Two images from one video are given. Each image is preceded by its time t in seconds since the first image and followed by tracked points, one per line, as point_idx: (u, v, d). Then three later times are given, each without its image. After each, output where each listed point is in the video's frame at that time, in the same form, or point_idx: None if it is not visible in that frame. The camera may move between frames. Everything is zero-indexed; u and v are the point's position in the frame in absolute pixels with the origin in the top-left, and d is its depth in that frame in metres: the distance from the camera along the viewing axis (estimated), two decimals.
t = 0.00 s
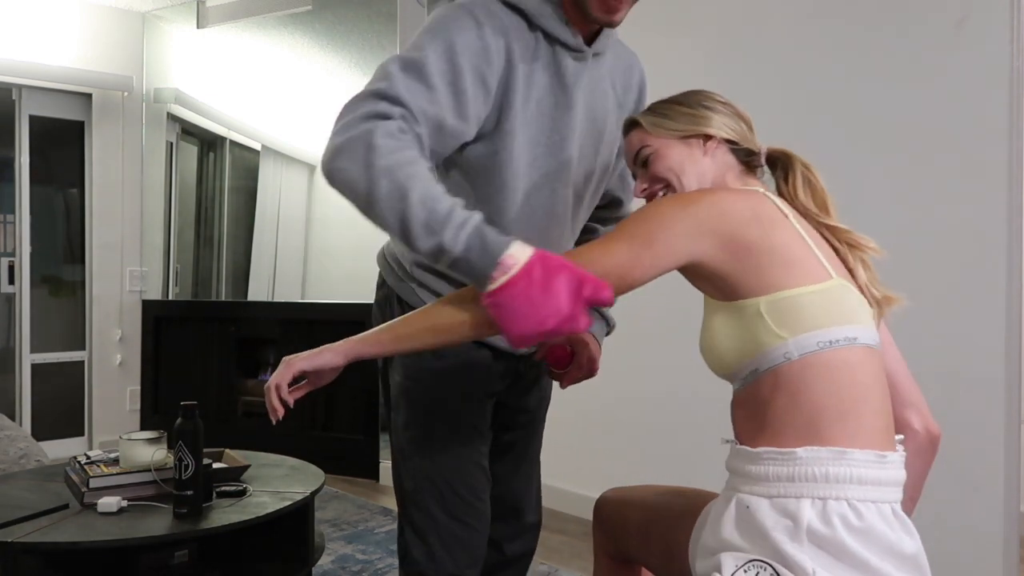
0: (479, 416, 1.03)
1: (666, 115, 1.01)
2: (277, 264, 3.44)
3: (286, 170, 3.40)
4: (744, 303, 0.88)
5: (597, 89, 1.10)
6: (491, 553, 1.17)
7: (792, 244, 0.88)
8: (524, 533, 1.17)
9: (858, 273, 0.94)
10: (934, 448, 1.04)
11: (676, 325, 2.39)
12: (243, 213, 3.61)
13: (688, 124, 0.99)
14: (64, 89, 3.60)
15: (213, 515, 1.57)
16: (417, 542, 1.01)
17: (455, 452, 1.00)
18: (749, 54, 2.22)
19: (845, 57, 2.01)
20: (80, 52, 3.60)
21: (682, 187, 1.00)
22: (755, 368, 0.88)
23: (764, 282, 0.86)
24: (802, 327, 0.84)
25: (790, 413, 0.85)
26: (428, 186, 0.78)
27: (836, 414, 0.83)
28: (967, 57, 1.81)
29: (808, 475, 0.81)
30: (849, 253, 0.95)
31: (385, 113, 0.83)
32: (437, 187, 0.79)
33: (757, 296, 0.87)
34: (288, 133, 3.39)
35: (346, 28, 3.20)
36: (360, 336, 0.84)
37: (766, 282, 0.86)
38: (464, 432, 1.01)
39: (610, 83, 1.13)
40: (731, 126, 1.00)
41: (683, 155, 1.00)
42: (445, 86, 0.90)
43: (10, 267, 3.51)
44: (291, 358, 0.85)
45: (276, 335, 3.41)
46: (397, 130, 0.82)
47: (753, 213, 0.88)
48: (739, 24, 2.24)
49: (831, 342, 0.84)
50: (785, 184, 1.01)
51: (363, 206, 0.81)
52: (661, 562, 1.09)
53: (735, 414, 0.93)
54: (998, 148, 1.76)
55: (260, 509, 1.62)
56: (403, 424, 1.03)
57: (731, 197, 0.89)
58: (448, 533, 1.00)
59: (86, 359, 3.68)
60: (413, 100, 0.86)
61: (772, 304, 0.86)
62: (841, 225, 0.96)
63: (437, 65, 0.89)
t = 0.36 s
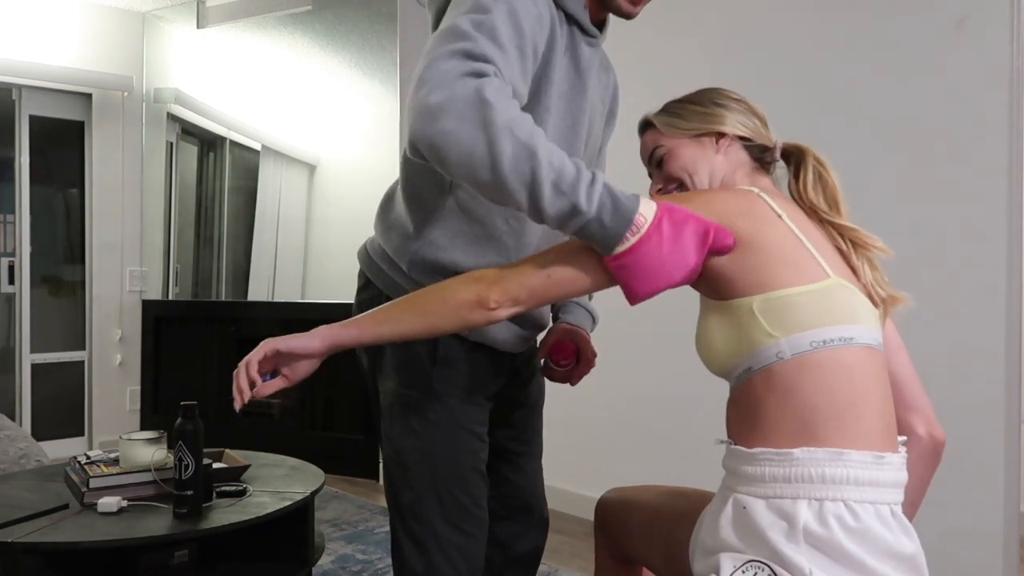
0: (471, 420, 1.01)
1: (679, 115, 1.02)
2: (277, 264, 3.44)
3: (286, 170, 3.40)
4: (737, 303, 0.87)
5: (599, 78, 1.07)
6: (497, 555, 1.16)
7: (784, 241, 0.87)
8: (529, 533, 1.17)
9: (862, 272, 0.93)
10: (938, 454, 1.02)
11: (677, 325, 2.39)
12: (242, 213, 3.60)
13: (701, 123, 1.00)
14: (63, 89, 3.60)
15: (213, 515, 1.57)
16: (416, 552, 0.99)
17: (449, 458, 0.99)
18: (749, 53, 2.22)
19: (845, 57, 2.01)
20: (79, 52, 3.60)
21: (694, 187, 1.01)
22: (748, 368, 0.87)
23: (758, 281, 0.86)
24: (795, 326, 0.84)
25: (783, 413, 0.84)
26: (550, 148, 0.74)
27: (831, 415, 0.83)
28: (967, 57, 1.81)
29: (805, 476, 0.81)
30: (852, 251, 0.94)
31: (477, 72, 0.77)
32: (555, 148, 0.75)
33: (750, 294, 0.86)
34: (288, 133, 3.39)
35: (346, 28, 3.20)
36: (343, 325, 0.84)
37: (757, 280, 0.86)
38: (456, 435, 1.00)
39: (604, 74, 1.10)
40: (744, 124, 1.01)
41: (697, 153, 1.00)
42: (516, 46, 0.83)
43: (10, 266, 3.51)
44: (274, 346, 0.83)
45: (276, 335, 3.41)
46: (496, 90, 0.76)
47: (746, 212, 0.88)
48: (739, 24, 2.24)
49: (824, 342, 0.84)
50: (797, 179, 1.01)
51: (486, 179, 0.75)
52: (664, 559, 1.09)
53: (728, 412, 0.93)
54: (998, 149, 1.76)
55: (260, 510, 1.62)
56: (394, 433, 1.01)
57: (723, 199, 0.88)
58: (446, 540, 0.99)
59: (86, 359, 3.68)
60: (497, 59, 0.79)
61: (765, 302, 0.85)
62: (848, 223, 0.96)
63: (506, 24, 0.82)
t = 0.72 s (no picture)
0: (460, 419, 1.01)
1: (660, 115, 1.02)
2: (277, 264, 3.43)
3: (286, 170, 3.40)
4: (729, 307, 0.87)
5: (582, 74, 1.09)
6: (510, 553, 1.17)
7: (773, 246, 0.86)
8: (538, 528, 1.17)
9: (855, 270, 0.93)
10: (932, 452, 1.04)
11: (676, 325, 2.39)
12: (242, 213, 3.61)
13: (682, 123, 1.00)
14: (64, 89, 3.60)
15: (213, 515, 1.57)
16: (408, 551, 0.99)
17: (437, 457, 0.99)
18: (749, 53, 2.22)
19: (845, 56, 2.01)
20: (79, 52, 3.60)
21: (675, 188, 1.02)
22: (745, 373, 0.87)
23: (750, 286, 0.85)
24: (789, 330, 0.84)
25: (783, 417, 0.84)
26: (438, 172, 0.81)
27: (831, 418, 0.83)
28: (967, 57, 1.81)
29: (806, 479, 0.81)
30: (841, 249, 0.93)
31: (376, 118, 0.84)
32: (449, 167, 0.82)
33: (742, 299, 0.86)
34: (288, 133, 3.39)
35: (346, 28, 3.20)
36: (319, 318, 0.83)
37: (747, 284, 0.85)
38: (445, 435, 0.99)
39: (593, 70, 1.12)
40: (725, 122, 1.01)
41: (678, 154, 1.01)
42: (432, 75, 0.89)
43: (10, 267, 3.52)
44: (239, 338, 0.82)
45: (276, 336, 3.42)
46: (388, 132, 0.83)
47: (734, 216, 0.86)
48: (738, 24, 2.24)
49: (820, 344, 0.83)
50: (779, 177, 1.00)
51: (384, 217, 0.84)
52: (661, 560, 1.09)
53: (729, 416, 0.93)
54: (997, 149, 1.77)
55: (260, 509, 1.62)
56: (384, 434, 1.02)
57: (708, 201, 0.87)
58: (438, 538, 0.99)
59: (85, 359, 3.68)
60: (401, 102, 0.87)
61: (757, 307, 0.85)
62: (837, 223, 0.95)
63: (421, 60, 0.88)
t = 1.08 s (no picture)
0: (472, 416, 1.02)
1: (638, 117, 1.00)
2: (277, 264, 3.43)
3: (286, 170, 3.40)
4: (710, 319, 0.86)
5: (570, 69, 1.11)
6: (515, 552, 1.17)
7: (751, 256, 0.85)
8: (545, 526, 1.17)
9: (838, 266, 0.93)
10: (924, 452, 1.03)
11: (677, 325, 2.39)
12: (243, 213, 3.61)
13: (662, 126, 0.99)
14: (64, 89, 3.60)
15: (213, 515, 1.57)
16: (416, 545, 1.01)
17: (448, 452, 1.00)
18: (749, 54, 2.22)
19: (845, 56, 2.01)
20: (79, 52, 3.60)
21: (658, 192, 1.01)
22: (729, 383, 0.87)
23: (732, 296, 0.84)
24: (771, 340, 0.83)
25: (770, 422, 0.84)
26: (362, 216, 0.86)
27: (817, 421, 0.83)
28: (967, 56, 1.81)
29: (797, 484, 0.81)
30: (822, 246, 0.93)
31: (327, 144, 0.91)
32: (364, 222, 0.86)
33: (723, 310, 0.85)
34: (288, 133, 3.39)
35: (346, 28, 3.20)
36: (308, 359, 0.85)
37: (727, 297, 0.84)
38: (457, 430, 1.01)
39: (584, 65, 1.14)
40: (705, 123, 1.00)
41: (659, 159, 1.00)
42: (387, 95, 0.94)
43: (10, 266, 3.51)
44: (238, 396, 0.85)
45: (276, 335, 3.42)
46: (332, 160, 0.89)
47: (711, 227, 0.85)
48: (738, 24, 2.24)
49: (802, 351, 0.83)
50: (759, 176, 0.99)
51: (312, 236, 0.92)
52: (660, 560, 1.09)
53: (717, 425, 0.93)
54: (997, 149, 1.77)
55: (260, 509, 1.62)
56: (397, 429, 1.03)
57: (684, 212, 0.86)
58: (445, 534, 1.00)
59: (86, 359, 3.68)
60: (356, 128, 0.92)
61: (738, 317, 0.84)
62: (819, 219, 0.95)
63: (376, 82, 0.94)
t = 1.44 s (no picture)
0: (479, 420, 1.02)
1: (678, 93, 0.98)
2: (277, 264, 3.43)
3: (286, 170, 3.40)
4: (734, 315, 0.85)
5: (583, 71, 1.11)
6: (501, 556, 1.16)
7: (778, 251, 0.85)
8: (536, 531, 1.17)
9: (851, 266, 0.92)
10: (932, 449, 1.04)
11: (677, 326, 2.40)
12: (243, 213, 3.60)
13: (701, 110, 0.97)
14: (64, 89, 3.60)
15: (213, 515, 1.57)
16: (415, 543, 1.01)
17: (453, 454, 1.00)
18: (748, 54, 2.22)
19: (845, 56, 2.01)
20: (79, 52, 3.60)
21: (685, 175, 0.98)
22: (748, 379, 0.86)
23: (758, 295, 0.84)
24: (797, 340, 0.83)
25: (785, 423, 0.84)
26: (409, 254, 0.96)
27: (832, 423, 0.83)
28: (967, 56, 1.81)
29: (808, 486, 0.81)
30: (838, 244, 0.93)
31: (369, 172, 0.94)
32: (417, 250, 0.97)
33: (749, 307, 0.84)
34: (288, 133, 3.40)
35: (346, 28, 3.20)
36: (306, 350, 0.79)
37: (755, 296, 0.84)
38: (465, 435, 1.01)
39: (596, 67, 1.14)
40: (735, 117, 1.00)
41: (693, 142, 0.97)
42: (415, 107, 0.95)
43: (10, 266, 3.51)
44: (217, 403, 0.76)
45: (276, 335, 3.43)
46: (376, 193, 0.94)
47: (741, 223, 0.85)
48: (738, 24, 2.24)
49: (826, 352, 0.83)
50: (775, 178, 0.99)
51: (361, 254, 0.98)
52: (660, 560, 1.09)
53: (726, 421, 0.93)
54: (997, 148, 1.77)
55: (260, 509, 1.62)
56: (398, 427, 1.04)
57: (708, 204, 0.85)
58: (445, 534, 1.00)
59: (86, 359, 3.68)
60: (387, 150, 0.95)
61: (764, 315, 0.83)
62: (830, 218, 0.96)
63: (406, 100, 0.95)
